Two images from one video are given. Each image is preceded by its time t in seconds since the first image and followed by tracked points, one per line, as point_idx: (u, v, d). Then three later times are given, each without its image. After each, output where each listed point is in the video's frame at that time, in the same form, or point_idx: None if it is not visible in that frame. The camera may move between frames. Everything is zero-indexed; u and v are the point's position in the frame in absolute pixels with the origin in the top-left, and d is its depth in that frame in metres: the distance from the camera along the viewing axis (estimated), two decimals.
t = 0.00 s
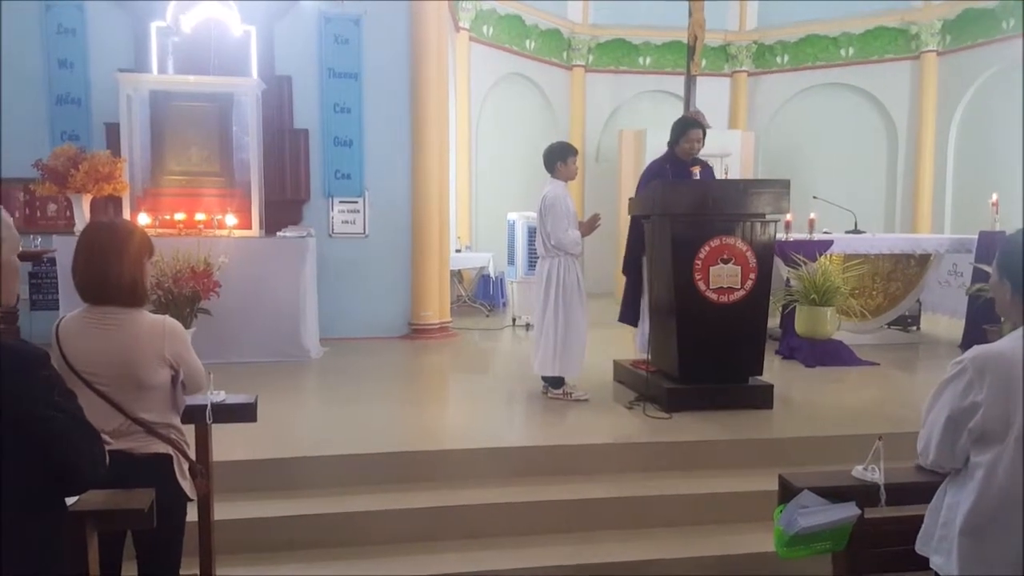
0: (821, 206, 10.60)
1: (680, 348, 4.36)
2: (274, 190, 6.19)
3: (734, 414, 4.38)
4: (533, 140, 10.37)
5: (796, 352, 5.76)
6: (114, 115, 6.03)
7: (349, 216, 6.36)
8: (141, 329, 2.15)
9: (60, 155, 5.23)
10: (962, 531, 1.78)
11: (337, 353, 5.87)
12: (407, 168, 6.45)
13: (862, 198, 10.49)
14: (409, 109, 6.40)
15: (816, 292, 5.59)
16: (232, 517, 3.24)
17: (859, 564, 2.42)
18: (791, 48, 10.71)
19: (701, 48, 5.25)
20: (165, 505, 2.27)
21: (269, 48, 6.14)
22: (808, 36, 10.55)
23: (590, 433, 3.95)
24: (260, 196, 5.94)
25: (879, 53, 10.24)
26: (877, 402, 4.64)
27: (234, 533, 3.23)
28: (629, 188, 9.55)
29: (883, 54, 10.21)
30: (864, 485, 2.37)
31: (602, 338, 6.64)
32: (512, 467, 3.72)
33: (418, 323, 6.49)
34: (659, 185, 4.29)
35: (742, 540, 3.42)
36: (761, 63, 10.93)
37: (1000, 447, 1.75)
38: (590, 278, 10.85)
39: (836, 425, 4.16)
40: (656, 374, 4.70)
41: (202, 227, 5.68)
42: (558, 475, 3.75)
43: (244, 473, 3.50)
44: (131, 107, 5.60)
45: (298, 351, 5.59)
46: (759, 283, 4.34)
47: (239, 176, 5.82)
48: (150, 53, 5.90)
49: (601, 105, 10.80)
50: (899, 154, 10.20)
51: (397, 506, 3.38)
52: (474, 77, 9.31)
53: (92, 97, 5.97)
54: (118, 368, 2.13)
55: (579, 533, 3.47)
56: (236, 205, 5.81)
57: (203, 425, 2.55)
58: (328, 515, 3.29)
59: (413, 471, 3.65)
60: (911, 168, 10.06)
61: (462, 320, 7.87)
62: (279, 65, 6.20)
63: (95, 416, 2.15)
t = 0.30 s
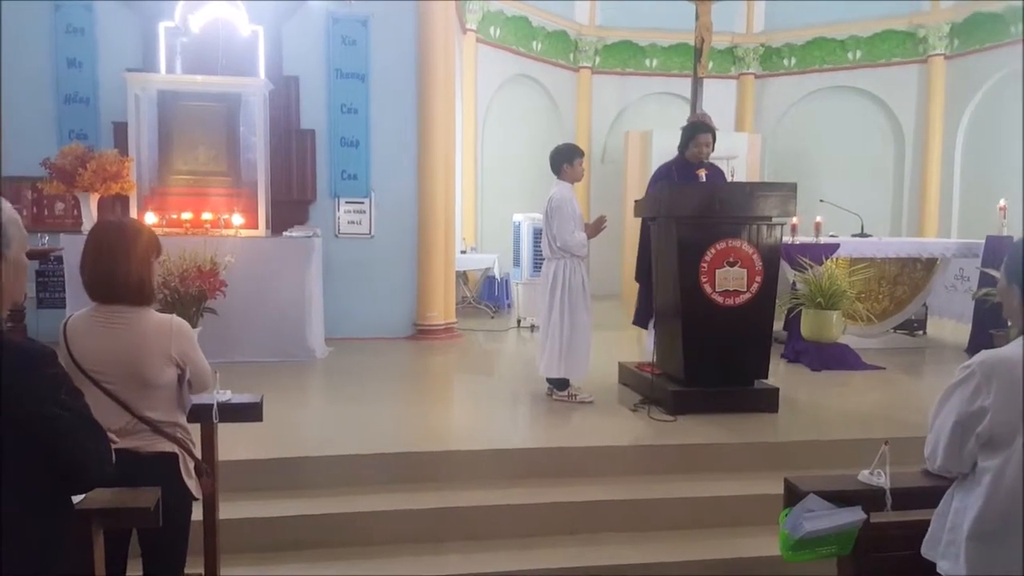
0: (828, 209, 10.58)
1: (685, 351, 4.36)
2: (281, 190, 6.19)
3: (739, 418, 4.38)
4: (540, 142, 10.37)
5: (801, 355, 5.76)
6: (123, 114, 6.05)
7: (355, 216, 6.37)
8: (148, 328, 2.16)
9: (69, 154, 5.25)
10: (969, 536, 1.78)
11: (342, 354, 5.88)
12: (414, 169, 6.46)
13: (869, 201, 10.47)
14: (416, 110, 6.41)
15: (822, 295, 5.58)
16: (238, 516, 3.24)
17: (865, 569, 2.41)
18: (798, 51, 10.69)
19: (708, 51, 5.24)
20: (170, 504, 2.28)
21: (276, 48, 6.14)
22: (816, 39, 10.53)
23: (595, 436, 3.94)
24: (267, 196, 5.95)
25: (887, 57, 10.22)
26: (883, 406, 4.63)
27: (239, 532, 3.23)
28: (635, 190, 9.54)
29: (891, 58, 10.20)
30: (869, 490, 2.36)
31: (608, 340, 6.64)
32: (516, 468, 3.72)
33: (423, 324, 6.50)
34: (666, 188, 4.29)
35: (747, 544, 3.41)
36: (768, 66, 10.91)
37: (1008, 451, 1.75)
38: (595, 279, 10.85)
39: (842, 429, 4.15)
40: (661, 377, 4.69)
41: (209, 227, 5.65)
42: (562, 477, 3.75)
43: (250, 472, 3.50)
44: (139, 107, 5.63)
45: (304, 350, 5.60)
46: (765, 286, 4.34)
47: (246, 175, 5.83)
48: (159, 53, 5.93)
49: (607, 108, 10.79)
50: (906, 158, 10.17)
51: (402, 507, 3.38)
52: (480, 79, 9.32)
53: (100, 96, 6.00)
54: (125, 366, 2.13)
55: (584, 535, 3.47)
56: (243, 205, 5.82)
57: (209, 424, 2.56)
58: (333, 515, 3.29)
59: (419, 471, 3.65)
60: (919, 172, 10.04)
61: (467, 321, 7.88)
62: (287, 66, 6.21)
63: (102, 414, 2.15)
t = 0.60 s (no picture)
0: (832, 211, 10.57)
1: (690, 354, 4.36)
2: (285, 193, 6.20)
3: (744, 420, 4.37)
4: (543, 144, 10.38)
5: (806, 357, 5.77)
6: (127, 119, 6.08)
7: (359, 219, 6.38)
8: (153, 332, 2.17)
9: (74, 158, 5.27)
10: (976, 538, 1.77)
11: (347, 357, 5.89)
12: (417, 172, 6.47)
13: (872, 203, 10.46)
14: (420, 114, 6.43)
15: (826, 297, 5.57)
16: (243, 520, 3.25)
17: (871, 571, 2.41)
18: (801, 53, 10.70)
19: (711, 53, 5.25)
20: (176, 507, 2.28)
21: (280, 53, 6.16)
22: (818, 41, 10.54)
23: (600, 438, 3.94)
24: (271, 200, 5.96)
25: (890, 58, 10.22)
26: (888, 408, 4.62)
27: (245, 536, 3.24)
28: (638, 193, 9.55)
29: (894, 59, 10.19)
30: (875, 492, 2.37)
31: (612, 342, 6.64)
32: (521, 471, 3.72)
33: (427, 327, 6.51)
34: (669, 190, 4.28)
35: (752, 546, 3.41)
36: (771, 68, 10.93)
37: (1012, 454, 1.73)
38: (598, 282, 10.87)
39: (847, 431, 4.14)
40: (666, 379, 4.69)
41: (213, 230, 5.70)
42: (567, 480, 3.74)
43: (255, 476, 3.51)
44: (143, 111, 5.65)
45: (308, 354, 5.61)
46: (769, 288, 4.34)
47: (250, 179, 5.84)
48: (163, 58, 5.96)
49: (610, 110, 10.80)
50: (910, 159, 10.16)
51: (407, 510, 3.38)
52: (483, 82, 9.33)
53: (105, 101, 6.02)
54: (130, 371, 2.14)
55: (589, 538, 3.47)
56: (247, 209, 5.83)
57: (214, 427, 2.56)
58: (338, 518, 3.29)
59: (424, 474, 3.66)
60: (922, 173, 10.03)
61: (471, 324, 7.88)
62: (291, 70, 6.23)
63: (108, 419, 2.16)
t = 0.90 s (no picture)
0: (836, 214, 10.56)
1: (693, 357, 4.35)
2: (289, 195, 6.21)
3: (748, 423, 4.37)
4: (547, 147, 10.39)
5: (810, 361, 5.76)
6: (132, 120, 6.10)
7: (363, 221, 6.39)
8: (158, 333, 2.17)
9: (79, 159, 5.29)
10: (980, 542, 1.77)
11: (350, 359, 5.90)
12: (422, 174, 6.48)
13: (876, 207, 10.45)
14: (424, 116, 6.44)
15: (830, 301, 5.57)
16: (246, 521, 3.25)
17: None
18: (806, 56, 10.71)
19: (716, 56, 5.25)
20: (178, 508, 2.29)
21: (285, 55, 6.17)
22: (823, 45, 10.54)
23: (603, 441, 3.94)
24: (276, 201, 5.97)
25: (895, 62, 10.21)
26: (892, 412, 4.61)
27: (248, 537, 3.24)
28: (642, 195, 9.55)
29: (899, 62, 10.18)
30: (879, 496, 2.38)
31: (615, 345, 6.64)
32: (523, 473, 3.72)
33: (430, 329, 6.51)
34: (674, 193, 4.28)
35: (756, 550, 3.40)
36: (775, 71, 10.94)
37: (1017, 459, 1.73)
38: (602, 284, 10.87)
39: (851, 435, 4.14)
40: (669, 382, 4.69)
41: (217, 231, 5.70)
42: (570, 482, 3.74)
43: (259, 477, 3.51)
44: (148, 112, 5.67)
45: (312, 355, 5.62)
46: (774, 292, 4.33)
47: (255, 181, 5.85)
48: (168, 60, 5.99)
49: (614, 113, 10.81)
50: (915, 163, 10.14)
51: (410, 512, 3.38)
52: (488, 84, 9.34)
53: (109, 102, 6.04)
54: (135, 372, 2.14)
55: (591, 541, 3.47)
56: (251, 210, 5.84)
57: (218, 428, 2.56)
58: (341, 520, 3.30)
59: (427, 476, 3.66)
60: (927, 177, 10.01)
61: (474, 326, 7.89)
62: (296, 72, 6.24)
63: (111, 419, 2.17)
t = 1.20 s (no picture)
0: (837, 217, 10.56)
1: (694, 359, 4.35)
2: (290, 197, 6.22)
3: (749, 426, 4.36)
4: (548, 149, 10.40)
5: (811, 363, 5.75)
6: (134, 123, 6.11)
7: (365, 224, 6.39)
8: (159, 335, 2.18)
9: (80, 162, 5.30)
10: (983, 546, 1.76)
11: (351, 361, 5.89)
12: (423, 176, 6.49)
13: (877, 209, 10.44)
14: (425, 118, 6.45)
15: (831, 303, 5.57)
16: (247, 524, 3.25)
17: None
18: (807, 59, 10.71)
19: (717, 59, 5.25)
20: (179, 511, 2.28)
21: (287, 58, 6.18)
22: (823, 48, 10.56)
23: (604, 444, 3.94)
24: (277, 204, 5.97)
25: (895, 65, 10.21)
26: (893, 415, 4.61)
27: (248, 540, 3.24)
28: (643, 198, 9.55)
29: (900, 66, 10.18)
30: (880, 500, 2.34)
31: (616, 348, 6.64)
32: (524, 476, 3.72)
33: (431, 332, 6.51)
34: (675, 195, 4.28)
35: (756, 553, 3.40)
36: (776, 74, 10.95)
37: (1017, 462, 1.73)
38: (603, 286, 10.86)
39: (852, 438, 4.13)
40: (670, 385, 4.69)
41: (218, 233, 5.67)
42: (571, 485, 3.74)
43: (259, 480, 3.51)
44: (150, 115, 5.68)
45: (313, 357, 5.63)
46: (774, 295, 4.34)
47: (257, 183, 5.85)
48: (170, 63, 6.00)
49: (615, 116, 10.82)
50: (915, 166, 10.15)
51: (409, 515, 3.38)
52: (489, 88, 9.35)
53: (111, 104, 6.05)
54: (136, 374, 2.14)
55: (592, 544, 3.46)
56: (253, 212, 5.84)
57: (220, 431, 2.55)
58: (342, 522, 3.29)
59: (426, 479, 3.66)
60: (928, 180, 10.02)
61: (474, 328, 7.88)
62: (298, 74, 6.24)
63: (112, 421, 2.17)
